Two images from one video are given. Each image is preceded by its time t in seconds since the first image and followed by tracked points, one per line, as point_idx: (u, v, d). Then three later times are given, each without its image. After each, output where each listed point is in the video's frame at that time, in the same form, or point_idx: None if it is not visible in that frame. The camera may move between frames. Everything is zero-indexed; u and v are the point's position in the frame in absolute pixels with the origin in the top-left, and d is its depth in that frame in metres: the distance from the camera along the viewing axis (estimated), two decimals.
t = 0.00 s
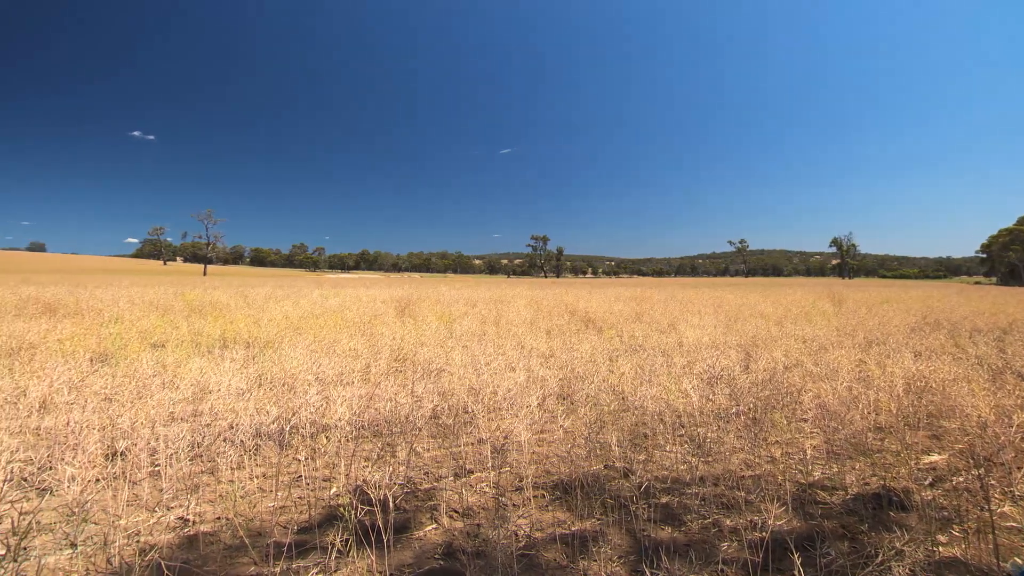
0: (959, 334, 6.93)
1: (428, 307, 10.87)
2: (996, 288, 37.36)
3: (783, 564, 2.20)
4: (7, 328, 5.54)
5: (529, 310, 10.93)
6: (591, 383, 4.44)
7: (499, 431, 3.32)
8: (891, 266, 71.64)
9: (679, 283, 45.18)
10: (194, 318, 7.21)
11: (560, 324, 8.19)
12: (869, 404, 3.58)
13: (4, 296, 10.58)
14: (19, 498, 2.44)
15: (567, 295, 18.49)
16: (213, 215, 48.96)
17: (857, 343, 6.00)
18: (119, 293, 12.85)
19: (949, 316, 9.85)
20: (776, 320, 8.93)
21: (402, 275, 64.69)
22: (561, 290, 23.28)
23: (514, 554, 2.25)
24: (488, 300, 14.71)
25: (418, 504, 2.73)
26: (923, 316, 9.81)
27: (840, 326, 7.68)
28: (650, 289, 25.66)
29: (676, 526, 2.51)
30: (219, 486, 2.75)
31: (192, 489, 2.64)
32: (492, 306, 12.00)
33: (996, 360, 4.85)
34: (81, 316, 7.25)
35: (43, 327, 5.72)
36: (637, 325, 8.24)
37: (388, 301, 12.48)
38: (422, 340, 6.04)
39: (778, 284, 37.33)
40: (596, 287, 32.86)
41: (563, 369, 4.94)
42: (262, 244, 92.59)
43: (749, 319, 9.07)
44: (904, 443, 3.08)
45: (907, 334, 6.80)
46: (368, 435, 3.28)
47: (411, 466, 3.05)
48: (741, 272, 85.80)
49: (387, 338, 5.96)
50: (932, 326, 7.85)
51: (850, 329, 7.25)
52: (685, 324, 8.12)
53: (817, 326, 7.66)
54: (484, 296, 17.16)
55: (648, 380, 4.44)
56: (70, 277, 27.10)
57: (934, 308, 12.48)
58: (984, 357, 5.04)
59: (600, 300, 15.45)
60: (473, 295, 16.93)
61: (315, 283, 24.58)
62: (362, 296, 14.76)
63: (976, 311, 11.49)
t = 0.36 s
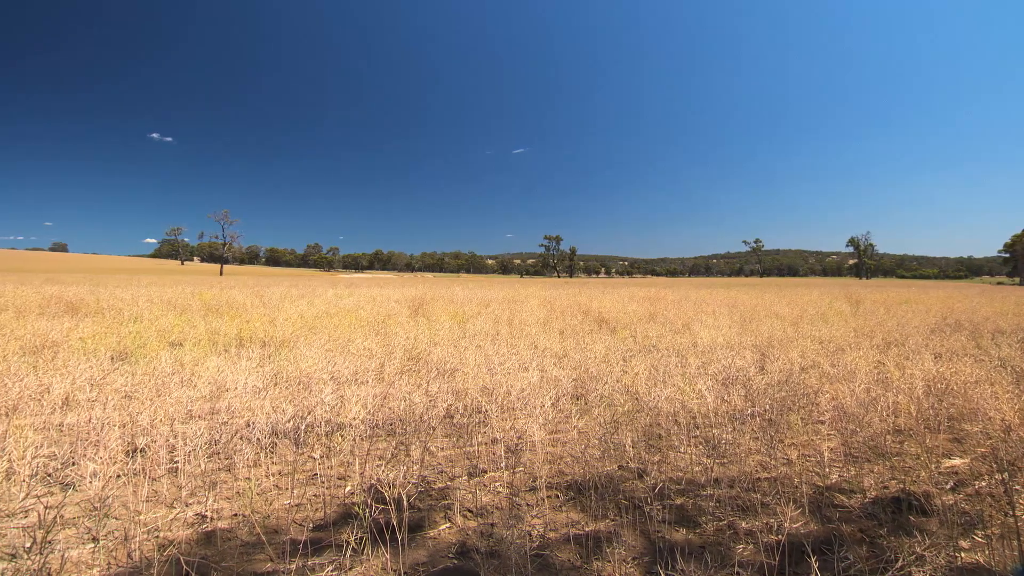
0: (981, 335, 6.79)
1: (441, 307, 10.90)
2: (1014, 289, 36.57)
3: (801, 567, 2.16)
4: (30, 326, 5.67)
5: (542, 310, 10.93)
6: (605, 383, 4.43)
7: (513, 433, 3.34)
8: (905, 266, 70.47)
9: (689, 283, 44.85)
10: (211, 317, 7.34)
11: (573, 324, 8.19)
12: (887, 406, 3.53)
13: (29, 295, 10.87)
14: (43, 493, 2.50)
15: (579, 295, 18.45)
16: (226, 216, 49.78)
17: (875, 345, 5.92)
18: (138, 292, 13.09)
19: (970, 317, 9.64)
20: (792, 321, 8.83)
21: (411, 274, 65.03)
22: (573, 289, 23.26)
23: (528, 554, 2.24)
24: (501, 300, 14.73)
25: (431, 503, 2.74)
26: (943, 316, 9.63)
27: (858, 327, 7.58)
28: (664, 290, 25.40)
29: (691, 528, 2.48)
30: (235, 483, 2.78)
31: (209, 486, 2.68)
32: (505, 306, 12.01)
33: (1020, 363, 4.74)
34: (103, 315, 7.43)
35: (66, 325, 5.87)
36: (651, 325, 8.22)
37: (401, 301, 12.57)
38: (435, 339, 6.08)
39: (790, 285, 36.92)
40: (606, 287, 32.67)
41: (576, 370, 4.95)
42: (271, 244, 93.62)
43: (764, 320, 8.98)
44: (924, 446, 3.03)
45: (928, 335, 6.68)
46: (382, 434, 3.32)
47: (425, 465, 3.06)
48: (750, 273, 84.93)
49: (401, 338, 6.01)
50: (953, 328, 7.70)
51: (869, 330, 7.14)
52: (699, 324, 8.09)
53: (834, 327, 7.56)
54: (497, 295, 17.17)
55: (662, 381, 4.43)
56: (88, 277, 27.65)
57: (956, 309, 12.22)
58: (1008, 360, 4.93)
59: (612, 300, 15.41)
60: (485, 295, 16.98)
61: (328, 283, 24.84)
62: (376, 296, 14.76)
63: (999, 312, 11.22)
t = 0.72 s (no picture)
0: (1002, 336, 6.66)
1: (452, 307, 10.93)
2: None
3: (818, 571, 2.13)
4: (50, 325, 5.79)
5: (553, 310, 10.90)
6: (616, 383, 4.43)
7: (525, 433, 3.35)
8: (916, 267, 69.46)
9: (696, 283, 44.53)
10: (225, 317, 7.45)
11: (584, 324, 8.19)
12: (904, 408, 3.49)
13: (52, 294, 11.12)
14: (64, 488, 2.55)
15: (588, 295, 18.41)
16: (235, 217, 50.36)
17: (891, 346, 5.84)
18: (155, 292, 13.30)
19: (990, 318, 9.46)
20: (805, 321, 8.74)
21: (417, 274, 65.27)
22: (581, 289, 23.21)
23: (540, 554, 2.24)
24: (513, 300, 14.74)
25: (443, 502, 2.75)
26: (961, 318, 9.45)
27: (874, 328, 7.48)
28: (673, 290, 25.27)
29: (704, 529, 2.46)
30: (250, 481, 2.80)
31: (224, 483, 2.71)
32: (516, 306, 11.99)
33: None
34: (120, 314, 7.57)
35: (84, 324, 5.99)
36: (663, 325, 8.20)
37: (412, 301, 12.63)
38: (446, 339, 6.11)
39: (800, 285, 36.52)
40: (615, 287, 32.51)
41: (587, 370, 4.96)
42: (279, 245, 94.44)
43: (777, 320, 8.91)
44: (942, 450, 2.98)
45: (947, 336, 6.56)
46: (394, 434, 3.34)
47: (438, 465, 3.08)
48: (758, 273, 84.14)
49: (413, 338, 6.05)
50: (972, 329, 7.56)
51: (886, 331, 7.05)
52: (711, 325, 8.05)
53: (849, 328, 7.47)
54: (508, 296, 17.16)
55: (674, 381, 4.42)
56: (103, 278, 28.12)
57: (975, 309, 11.99)
58: None
59: (622, 300, 15.35)
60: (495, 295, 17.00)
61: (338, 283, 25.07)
62: (387, 295, 14.78)
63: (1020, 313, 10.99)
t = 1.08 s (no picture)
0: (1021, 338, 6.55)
1: (461, 306, 10.95)
2: None
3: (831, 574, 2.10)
4: (66, 323, 5.88)
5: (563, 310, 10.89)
6: (626, 383, 4.42)
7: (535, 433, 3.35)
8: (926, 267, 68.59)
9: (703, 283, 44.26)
10: (237, 316, 7.53)
11: (594, 324, 8.17)
12: (918, 410, 3.45)
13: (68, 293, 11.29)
14: (80, 485, 2.58)
15: (596, 295, 18.37)
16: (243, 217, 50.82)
17: (906, 347, 5.76)
18: (167, 291, 13.45)
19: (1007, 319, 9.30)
20: (817, 322, 8.66)
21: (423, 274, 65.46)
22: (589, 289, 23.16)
23: (550, 555, 2.24)
24: (522, 299, 14.72)
25: (454, 501, 2.75)
26: (978, 319, 9.30)
27: (888, 329, 7.38)
28: (681, 290, 25.15)
29: (715, 531, 2.45)
30: (261, 479, 2.82)
31: (236, 482, 2.73)
32: (525, 305, 11.99)
33: None
34: (134, 313, 7.70)
35: (99, 323, 6.08)
36: (673, 325, 8.17)
37: (421, 300, 12.68)
38: (456, 339, 6.12)
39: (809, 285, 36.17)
40: (626, 287, 32.37)
41: (597, 370, 4.96)
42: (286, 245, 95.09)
43: (788, 321, 8.83)
44: (958, 453, 2.94)
45: (964, 338, 6.46)
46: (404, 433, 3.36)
47: (448, 464, 3.09)
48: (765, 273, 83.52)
49: (423, 338, 6.07)
50: (989, 330, 7.44)
51: (901, 332, 6.96)
52: (722, 325, 8.00)
53: (863, 329, 7.39)
54: (517, 295, 17.15)
55: (684, 381, 4.41)
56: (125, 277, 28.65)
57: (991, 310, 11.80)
58: None
59: (630, 300, 15.30)
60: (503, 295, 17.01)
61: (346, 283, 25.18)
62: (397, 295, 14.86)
63: None
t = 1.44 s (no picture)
0: None
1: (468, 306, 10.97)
2: None
3: None
4: (79, 322, 5.96)
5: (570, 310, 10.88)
6: (634, 382, 4.42)
7: (543, 433, 3.36)
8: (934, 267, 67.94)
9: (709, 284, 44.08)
10: (246, 315, 7.58)
11: (601, 324, 8.17)
12: (930, 411, 3.42)
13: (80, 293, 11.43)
14: (92, 482, 2.60)
15: (603, 295, 18.34)
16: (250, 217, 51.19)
17: (918, 348, 5.71)
18: (178, 291, 13.58)
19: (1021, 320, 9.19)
20: (826, 322, 8.60)
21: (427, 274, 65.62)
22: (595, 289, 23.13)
23: (558, 554, 2.24)
24: (530, 299, 14.74)
25: (462, 501, 2.76)
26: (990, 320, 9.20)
27: (899, 329, 7.33)
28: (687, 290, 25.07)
29: (724, 532, 2.43)
30: (270, 478, 2.84)
31: (245, 480, 2.75)
32: (533, 305, 12.00)
33: None
34: (145, 312, 7.77)
35: (110, 322, 6.15)
36: (680, 325, 8.15)
37: (428, 300, 12.70)
38: (463, 339, 6.14)
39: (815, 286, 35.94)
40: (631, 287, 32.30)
41: (605, 370, 4.96)
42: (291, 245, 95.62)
43: (797, 321, 8.78)
44: (971, 454, 2.91)
45: (977, 339, 6.39)
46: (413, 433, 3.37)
47: (456, 464, 3.10)
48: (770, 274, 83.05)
49: (430, 337, 6.09)
50: (1003, 331, 7.35)
51: (912, 333, 6.90)
52: (730, 325, 7.98)
53: (873, 329, 7.33)
54: (523, 295, 17.14)
55: (693, 381, 4.39)
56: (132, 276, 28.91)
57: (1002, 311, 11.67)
58: None
59: (637, 300, 15.26)
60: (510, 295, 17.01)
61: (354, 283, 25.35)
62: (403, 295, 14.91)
63: None
